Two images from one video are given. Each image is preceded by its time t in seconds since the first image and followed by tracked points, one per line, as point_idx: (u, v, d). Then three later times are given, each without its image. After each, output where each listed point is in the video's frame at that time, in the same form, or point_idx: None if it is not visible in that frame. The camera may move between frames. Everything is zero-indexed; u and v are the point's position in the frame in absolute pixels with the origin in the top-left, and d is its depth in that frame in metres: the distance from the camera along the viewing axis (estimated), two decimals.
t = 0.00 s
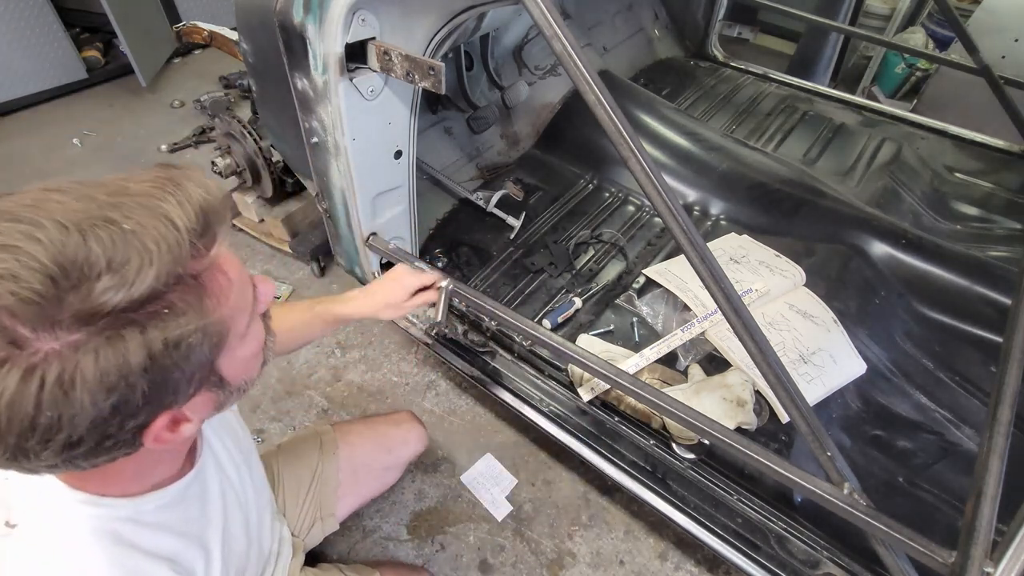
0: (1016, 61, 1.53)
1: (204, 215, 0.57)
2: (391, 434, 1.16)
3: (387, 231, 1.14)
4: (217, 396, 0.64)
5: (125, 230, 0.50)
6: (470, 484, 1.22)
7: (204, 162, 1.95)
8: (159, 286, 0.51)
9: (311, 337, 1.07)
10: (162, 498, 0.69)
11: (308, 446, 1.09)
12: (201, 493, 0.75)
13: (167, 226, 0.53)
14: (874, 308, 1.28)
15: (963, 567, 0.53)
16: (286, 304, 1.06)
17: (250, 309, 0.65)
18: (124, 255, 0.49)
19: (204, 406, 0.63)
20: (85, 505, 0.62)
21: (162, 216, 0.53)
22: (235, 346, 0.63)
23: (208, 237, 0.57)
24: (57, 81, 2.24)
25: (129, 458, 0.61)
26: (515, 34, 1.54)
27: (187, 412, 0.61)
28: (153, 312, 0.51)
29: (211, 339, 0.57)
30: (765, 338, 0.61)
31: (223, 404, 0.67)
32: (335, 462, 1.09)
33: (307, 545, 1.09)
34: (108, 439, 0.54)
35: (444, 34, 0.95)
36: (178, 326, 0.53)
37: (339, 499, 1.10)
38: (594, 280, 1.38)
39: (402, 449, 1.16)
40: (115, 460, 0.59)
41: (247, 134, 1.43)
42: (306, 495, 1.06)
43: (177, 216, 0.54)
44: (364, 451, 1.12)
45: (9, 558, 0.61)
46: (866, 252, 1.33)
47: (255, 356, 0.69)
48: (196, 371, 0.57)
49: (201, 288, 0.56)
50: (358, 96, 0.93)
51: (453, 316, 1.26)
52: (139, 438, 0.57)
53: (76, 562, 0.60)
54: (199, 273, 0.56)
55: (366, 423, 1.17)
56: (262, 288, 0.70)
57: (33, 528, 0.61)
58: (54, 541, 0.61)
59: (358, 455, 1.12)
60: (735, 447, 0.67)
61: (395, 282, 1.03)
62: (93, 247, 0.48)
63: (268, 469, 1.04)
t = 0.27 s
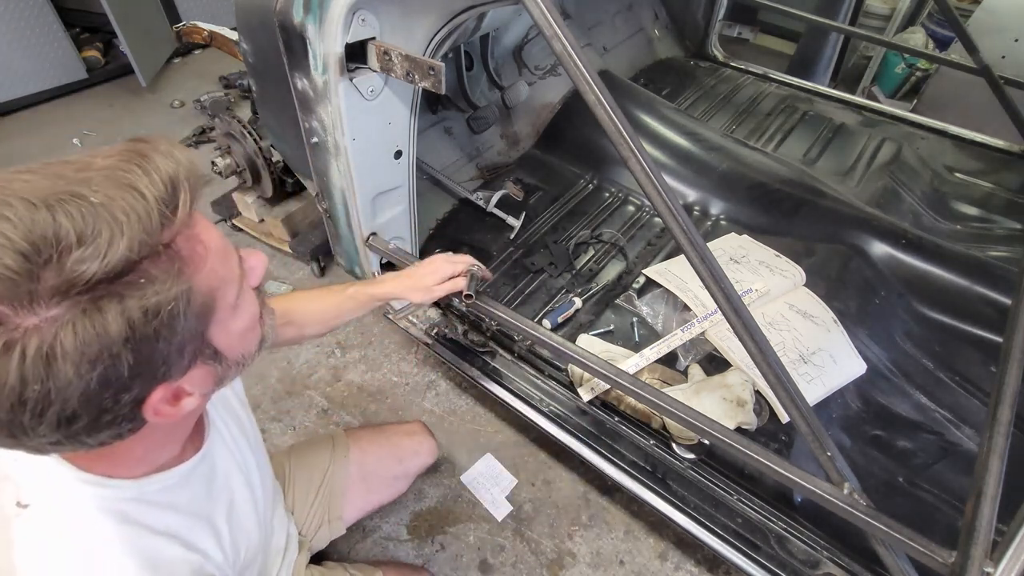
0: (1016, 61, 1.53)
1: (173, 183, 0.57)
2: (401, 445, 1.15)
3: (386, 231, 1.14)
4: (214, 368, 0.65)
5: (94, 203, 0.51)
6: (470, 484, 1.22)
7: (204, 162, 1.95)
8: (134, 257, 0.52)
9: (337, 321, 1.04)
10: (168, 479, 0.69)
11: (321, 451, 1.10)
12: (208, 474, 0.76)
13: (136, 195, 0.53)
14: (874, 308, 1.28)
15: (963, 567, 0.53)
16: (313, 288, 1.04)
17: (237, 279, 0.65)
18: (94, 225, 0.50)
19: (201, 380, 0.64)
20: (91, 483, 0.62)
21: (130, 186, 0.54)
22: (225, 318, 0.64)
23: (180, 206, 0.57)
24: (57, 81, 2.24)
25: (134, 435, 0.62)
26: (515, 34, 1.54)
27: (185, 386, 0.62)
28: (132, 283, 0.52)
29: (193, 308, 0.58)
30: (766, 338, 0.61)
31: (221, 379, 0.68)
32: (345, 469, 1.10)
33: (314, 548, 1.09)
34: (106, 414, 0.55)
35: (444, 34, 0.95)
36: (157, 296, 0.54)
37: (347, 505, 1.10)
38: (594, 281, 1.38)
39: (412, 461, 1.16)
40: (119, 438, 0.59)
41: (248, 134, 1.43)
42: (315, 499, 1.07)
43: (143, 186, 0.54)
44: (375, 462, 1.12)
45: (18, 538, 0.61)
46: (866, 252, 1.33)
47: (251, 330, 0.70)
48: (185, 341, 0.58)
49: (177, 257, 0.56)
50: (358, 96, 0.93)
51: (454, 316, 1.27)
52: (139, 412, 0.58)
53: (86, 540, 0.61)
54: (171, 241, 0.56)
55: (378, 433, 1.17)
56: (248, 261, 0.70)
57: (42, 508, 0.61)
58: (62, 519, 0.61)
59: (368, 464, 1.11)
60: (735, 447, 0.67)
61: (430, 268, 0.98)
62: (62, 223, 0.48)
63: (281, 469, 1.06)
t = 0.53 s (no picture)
0: (1016, 61, 1.53)
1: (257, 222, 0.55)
2: (392, 431, 1.16)
3: (386, 231, 1.14)
4: (241, 392, 0.62)
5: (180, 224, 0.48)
6: (469, 484, 1.22)
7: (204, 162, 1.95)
8: (199, 286, 0.49)
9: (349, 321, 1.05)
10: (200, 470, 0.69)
11: (316, 442, 1.11)
12: (231, 464, 0.76)
13: (221, 227, 0.51)
14: (873, 308, 1.28)
15: (963, 567, 0.53)
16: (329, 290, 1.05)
17: (287, 312, 0.62)
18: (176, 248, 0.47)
19: (227, 399, 0.61)
20: (128, 475, 0.61)
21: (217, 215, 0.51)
22: (266, 347, 0.61)
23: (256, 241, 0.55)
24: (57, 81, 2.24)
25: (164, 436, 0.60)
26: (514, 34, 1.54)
27: (207, 402, 0.59)
28: (191, 308, 0.49)
29: (242, 338, 0.55)
30: (765, 337, 0.61)
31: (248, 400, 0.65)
32: (339, 458, 1.10)
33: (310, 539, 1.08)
34: (128, 418, 0.52)
35: (444, 34, 0.95)
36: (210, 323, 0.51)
37: (342, 493, 1.10)
38: (593, 281, 1.38)
39: (404, 447, 1.17)
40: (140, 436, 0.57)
41: (247, 134, 1.43)
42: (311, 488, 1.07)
43: (232, 217, 0.52)
44: (367, 450, 1.12)
45: (57, 527, 0.60)
46: (866, 252, 1.33)
47: (287, 358, 0.67)
48: (224, 364, 0.55)
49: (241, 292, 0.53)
50: (358, 96, 0.93)
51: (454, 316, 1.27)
52: (160, 420, 0.55)
53: (126, 530, 0.61)
54: (240, 275, 0.53)
55: (371, 421, 1.17)
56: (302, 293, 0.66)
57: (79, 498, 0.60)
58: (100, 510, 0.60)
59: (360, 452, 1.12)
60: (734, 447, 0.67)
61: (433, 274, 0.98)
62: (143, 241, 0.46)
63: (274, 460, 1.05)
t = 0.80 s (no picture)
0: (1016, 61, 1.53)
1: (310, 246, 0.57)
2: (392, 431, 1.16)
3: (386, 231, 1.14)
4: (249, 398, 0.63)
5: (237, 225, 0.51)
6: (469, 484, 1.22)
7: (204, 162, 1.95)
8: (233, 288, 0.51)
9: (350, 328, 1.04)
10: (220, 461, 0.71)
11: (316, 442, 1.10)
12: (248, 459, 0.77)
13: (273, 240, 0.53)
14: (873, 308, 1.28)
15: (963, 567, 0.53)
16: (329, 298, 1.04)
17: (315, 336, 0.63)
18: (225, 245, 0.50)
19: (235, 402, 0.62)
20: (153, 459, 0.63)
21: (276, 229, 0.54)
22: (285, 364, 0.62)
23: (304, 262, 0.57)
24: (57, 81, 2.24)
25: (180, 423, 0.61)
26: (514, 34, 1.54)
27: (214, 400, 0.60)
28: (220, 305, 0.51)
29: (262, 344, 0.56)
30: (765, 337, 0.61)
31: (257, 408, 0.66)
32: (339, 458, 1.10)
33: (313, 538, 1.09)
34: (134, 391, 0.53)
35: (444, 34, 0.95)
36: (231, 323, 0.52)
37: (343, 493, 1.10)
38: (594, 281, 1.38)
39: (404, 445, 1.17)
40: (150, 417, 0.59)
41: (247, 134, 1.43)
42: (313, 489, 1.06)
43: (288, 233, 0.54)
44: (368, 450, 1.12)
45: (83, 511, 0.60)
46: (866, 252, 1.33)
47: (305, 378, 0.68)
48: (236, 366, 0.56)
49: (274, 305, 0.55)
50: (358, 96, 0.93)
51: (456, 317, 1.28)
52: (163, 402, 0.56)
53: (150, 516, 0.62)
54: (277, 285, 0.55)
55: (371, 421, 1.17)
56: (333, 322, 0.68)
57: (105, 483, 0.61)
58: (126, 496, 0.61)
59: (360, 452, 1.12)
60: (734, 447, 0.67)
61: (433, 278, 0.98)
62: (197, 230, 0.49)
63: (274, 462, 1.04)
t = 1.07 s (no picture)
0: (1016, 61, 1.53)
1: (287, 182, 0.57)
2: (397, 429, 1.16)
3: (386, 231, 1.14)
4: (233, 341, 0.61)
5: (208, 156, 0.52)
6: (469, 484, 1.22)
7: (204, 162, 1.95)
8: (207, 214, 0.51)
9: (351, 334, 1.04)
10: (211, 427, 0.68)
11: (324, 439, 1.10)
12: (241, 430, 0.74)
13: (245, 169, 0.53)
14: (873, 308, 1.28)
15: (963, 567, 0.53)
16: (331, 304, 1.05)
17: (294, 275, 0.61)
18: (197, 173, 0.50)
19: (217, 343, 0.59)
20: (139, 414, 0.61)
21: (246, 159, 0.54)
22: (266, 301, 0.60)
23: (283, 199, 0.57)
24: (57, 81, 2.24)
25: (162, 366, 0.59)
26: (514, 35, 1.54)
27: (196, 338, 0.58)
28: (195, 230, 0.50)
29: (239, 274, 0.55)
30: (765, 337, 0.61)
31: (242, 354, 0.63)
32: (345, 455, 1.10)
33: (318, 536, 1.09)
34: (115, 322, 0.52)
35: (444, 34, 0.95)
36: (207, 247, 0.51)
37: (348, 490, 1.10)
38: (594, 281, 1.38)
39: (409, 445, 1.17)
40: (131, 361, 0.57)
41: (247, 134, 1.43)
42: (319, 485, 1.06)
43: (259, 164, 0.55)
44: (373, 448, 1.12)
45: (70, 468, 0.58)
46: (866, 252, 1.33)
47: (290, 324, 0.66)
48: (214, 298, 0.55)
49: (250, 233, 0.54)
50: (358, 96, 0.93)
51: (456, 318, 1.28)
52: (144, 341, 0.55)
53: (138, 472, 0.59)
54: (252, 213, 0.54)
55: (376, 419, 1.17)
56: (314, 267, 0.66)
57: (93, 439, 0.59)
58: (112, 451, 0.59)
59: (367, 449, 1.12)
60: (734, 447, 0.67)
61: (433, 279, 0.98)
62: (168, 158, 0.50)
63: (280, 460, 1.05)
